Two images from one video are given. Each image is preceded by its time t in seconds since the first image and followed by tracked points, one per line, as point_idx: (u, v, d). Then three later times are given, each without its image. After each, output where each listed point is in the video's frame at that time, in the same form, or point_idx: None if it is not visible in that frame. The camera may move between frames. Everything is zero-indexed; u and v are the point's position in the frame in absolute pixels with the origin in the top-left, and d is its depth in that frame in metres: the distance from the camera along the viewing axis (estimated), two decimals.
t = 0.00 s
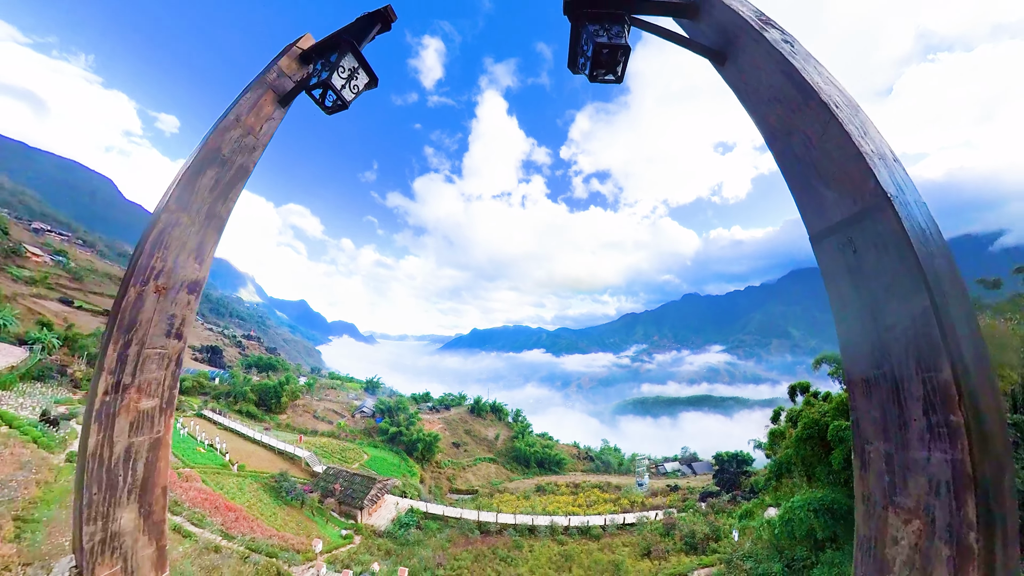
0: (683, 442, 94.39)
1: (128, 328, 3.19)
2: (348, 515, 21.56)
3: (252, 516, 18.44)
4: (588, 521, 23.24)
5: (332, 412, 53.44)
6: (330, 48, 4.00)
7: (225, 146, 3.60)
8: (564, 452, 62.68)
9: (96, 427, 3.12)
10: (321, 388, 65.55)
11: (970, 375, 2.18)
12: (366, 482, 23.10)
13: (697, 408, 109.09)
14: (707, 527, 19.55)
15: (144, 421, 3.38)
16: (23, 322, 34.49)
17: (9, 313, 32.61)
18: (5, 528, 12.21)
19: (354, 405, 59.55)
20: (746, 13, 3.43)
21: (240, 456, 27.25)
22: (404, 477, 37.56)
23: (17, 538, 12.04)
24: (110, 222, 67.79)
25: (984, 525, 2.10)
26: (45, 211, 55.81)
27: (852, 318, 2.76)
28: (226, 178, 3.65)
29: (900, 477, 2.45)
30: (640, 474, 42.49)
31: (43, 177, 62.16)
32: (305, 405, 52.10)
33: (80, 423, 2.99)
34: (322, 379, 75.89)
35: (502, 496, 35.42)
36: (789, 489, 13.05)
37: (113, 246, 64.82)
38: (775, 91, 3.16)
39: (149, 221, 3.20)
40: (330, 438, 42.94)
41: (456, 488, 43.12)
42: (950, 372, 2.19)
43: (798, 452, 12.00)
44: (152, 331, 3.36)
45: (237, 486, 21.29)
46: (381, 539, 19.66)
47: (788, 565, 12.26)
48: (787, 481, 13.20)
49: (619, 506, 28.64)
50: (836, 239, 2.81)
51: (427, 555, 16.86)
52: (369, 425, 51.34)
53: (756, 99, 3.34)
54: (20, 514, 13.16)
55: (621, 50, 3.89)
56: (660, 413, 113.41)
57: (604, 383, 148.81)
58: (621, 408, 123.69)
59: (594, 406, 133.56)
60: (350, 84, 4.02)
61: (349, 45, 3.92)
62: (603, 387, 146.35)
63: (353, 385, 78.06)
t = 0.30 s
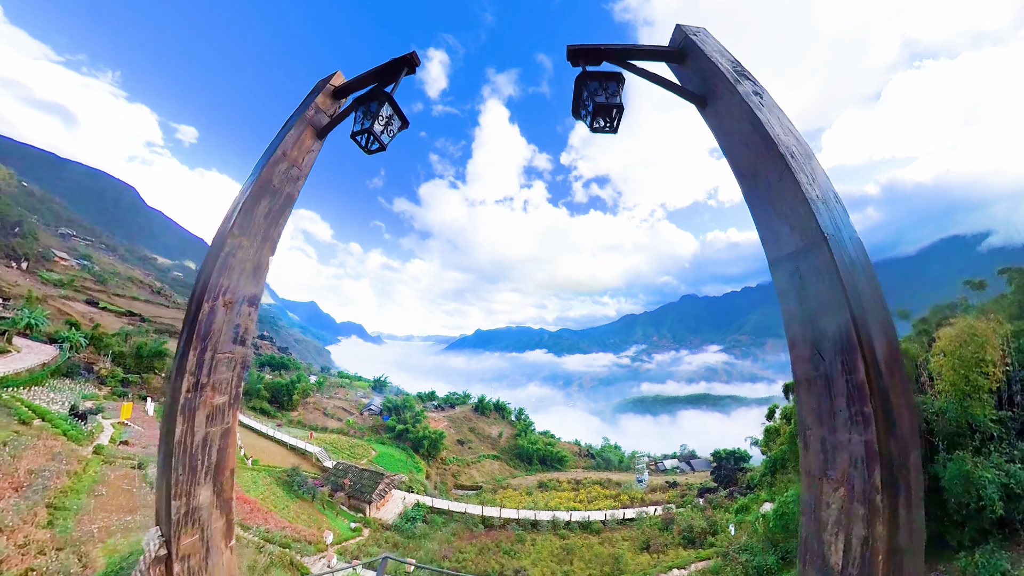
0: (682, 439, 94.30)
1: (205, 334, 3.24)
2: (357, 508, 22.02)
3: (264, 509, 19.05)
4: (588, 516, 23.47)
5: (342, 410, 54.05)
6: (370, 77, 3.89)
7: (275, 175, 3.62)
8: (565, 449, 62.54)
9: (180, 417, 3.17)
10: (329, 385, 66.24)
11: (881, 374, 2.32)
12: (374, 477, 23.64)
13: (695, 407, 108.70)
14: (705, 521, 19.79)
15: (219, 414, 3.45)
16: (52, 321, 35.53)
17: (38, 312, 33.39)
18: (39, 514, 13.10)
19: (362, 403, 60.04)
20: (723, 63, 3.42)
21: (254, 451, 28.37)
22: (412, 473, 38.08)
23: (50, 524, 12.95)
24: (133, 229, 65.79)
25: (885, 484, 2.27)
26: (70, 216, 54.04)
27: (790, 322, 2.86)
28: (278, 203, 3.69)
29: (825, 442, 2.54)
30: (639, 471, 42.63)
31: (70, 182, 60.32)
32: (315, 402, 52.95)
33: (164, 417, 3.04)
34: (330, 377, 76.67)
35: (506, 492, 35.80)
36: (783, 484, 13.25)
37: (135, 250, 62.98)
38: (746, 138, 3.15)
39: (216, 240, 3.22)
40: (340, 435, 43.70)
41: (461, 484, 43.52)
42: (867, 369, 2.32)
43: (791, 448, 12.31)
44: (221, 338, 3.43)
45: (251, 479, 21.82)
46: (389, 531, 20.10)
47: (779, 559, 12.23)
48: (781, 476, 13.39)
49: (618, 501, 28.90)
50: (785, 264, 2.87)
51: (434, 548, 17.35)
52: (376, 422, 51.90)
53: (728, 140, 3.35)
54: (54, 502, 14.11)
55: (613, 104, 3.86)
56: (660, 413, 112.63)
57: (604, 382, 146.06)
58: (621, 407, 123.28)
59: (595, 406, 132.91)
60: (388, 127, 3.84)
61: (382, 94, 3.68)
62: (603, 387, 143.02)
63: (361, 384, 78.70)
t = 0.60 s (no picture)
0: (682, 437, 94.50)
1: (251, 348, 3.39)
2: (359, 506, 22.16)
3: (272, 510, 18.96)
4: (587, 514, 23.53)
5: (343, 409, 54.13)
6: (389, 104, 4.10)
7: (305, 200, 3.83)
8: (565, 448, 62.72)
9: (233, 423, 3.29)
10: (329, 385, 66.23)
11: (826, 384, 2.40)
12: (376, 475, 23.68)
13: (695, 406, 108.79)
14: (703, 519, 19.93)
15: (265, 418, 3.60)
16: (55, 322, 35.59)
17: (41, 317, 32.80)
18: (47, 513, 13.13)
19: (363, 404, 60.08)
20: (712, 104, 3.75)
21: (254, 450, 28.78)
22: (412, 472, 38.30)
23: (58, 523, 12.94)
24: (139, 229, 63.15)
25: (824, 487, 2.31)
26: (73, 216, 51.58)
27: (757, 335, 2.94)
28: (304, 227, 3.87)
29: (782, 443, 2.62)
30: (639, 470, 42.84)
31: (74, 181, 57.82)
32: (317, 401, 52.99)
33: (219, 421, 3.17)
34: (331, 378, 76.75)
35: (506, 490, 35.89)
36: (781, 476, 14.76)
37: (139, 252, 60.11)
38: (728, 175, 3.28)
39: (258, 259, 3.38)
40: (341, 435, 43.90)
41: (462, 483, 43.72)
42: (812, 382, 2.41)
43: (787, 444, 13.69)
44: (265, 351, 3.60)
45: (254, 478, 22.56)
46: (391, 529, 20.31)
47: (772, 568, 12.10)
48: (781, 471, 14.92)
49: (618, 499, 29.08)
50: (756, 288, 2.95)
51: (438, 544, 17.68)
52: (377, 421, 52.21)
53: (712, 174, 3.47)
54: (60, 500, 14.04)
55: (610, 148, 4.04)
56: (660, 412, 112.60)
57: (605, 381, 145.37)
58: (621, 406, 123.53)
59: (596, 404, 131.91)
60: (411, 164, 4.24)
61: (408, 136, 4.11)
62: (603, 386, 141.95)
63: (362, 382, 78.76)
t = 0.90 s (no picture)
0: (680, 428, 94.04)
1: (279, 350, 3.49)
2: (356, 499, 22.29)
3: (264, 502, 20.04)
4: (584, 504, 23.84)
5: (339, 401, 54.31)
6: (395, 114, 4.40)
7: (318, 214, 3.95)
8: (562, 439, 63.39)
9: (268, 420, 3.41)
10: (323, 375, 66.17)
11: (778, 390, 2.81)
12: (373, 468, 23.82)
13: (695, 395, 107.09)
14: (699, 510, 20.28)
15: (293, 417, 3.74)
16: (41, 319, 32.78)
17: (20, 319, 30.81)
18: (41, 514, 13.01)
19: (359, 396, 60.10)
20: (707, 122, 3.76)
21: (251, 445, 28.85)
22: (410, 464, 38.62)
23: (53, 524, 12.93)
24: (154, 217, 58.11)
25: (773, 470, 2.70)
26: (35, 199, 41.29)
27: (728, 343, 3.36)
28: (320, 237, 3.98)
29: (745, 438, 3.01)
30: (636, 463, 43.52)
31: (41, 161, 45.62)
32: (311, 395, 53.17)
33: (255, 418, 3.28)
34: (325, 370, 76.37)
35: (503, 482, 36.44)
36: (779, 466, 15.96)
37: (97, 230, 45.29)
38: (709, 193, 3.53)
39: (281, 269, 3.41)
40: (338, 428, 44.22)
41: (459, 474, 44.24)
42: (770, 386, 2.80)
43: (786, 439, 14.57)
44: (292, 357, 3.70)
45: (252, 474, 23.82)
46: (389, 521, 20.59)
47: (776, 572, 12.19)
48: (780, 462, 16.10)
49: (615, 491, 29.59)
50: (730, 300, 3.31)
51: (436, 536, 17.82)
52: (373, 413, 52.93)
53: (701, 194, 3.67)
54: (53, 501, 13.94)
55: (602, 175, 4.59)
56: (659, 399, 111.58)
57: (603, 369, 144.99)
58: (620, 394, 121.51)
59: (591, 388, 131.78)
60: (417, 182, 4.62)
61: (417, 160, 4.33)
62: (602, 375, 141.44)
63: (356, 375, 78.82)
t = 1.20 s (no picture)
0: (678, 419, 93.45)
1: (301, 352, 3.66)
2: (353, 488, 22.42)
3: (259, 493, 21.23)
4: (579, 489, 24.22)
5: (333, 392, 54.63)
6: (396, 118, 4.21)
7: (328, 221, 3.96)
8: (558, 426, 64.14)
9: (294, 418, 3.56)
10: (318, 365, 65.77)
11: (744, 387, 3.21)
12: (369, 457, 23.95)
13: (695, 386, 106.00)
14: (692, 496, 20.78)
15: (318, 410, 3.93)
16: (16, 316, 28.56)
17: None
18: (30, 517, 13.52)
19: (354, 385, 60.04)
20: (705, 133, 3.84)
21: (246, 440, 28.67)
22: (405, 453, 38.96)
23: (43, 525, 13.50)
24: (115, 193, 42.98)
25: (733, 456, 3.18)
26: None
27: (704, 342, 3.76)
28: (331, 243, 4.08)
29: (713, 428, 3.49)
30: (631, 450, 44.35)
31: None
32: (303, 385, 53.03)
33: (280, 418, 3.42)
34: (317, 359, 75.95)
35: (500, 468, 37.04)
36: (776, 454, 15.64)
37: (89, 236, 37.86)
38: (696, 208, 3.76)
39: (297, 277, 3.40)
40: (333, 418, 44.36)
41: (455, 461, 44.83)
42: (733, 384, 3.24)
43: (781, 431, 14.27)
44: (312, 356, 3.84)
45: (246, 466, 24.46)
46: (384, 509, 20.77)
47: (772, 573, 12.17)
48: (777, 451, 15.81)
49: (610, 476, 30.22)
50: (707, 307, 3.68)
51: (431, 522, 17.93)
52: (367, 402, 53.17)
53: (691, 208, 3.87)
54: (41, 504, 14.20)
55: (598, 188, 4.47)
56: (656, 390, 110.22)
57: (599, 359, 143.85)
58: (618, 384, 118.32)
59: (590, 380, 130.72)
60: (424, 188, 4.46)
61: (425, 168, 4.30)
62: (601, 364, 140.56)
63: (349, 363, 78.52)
